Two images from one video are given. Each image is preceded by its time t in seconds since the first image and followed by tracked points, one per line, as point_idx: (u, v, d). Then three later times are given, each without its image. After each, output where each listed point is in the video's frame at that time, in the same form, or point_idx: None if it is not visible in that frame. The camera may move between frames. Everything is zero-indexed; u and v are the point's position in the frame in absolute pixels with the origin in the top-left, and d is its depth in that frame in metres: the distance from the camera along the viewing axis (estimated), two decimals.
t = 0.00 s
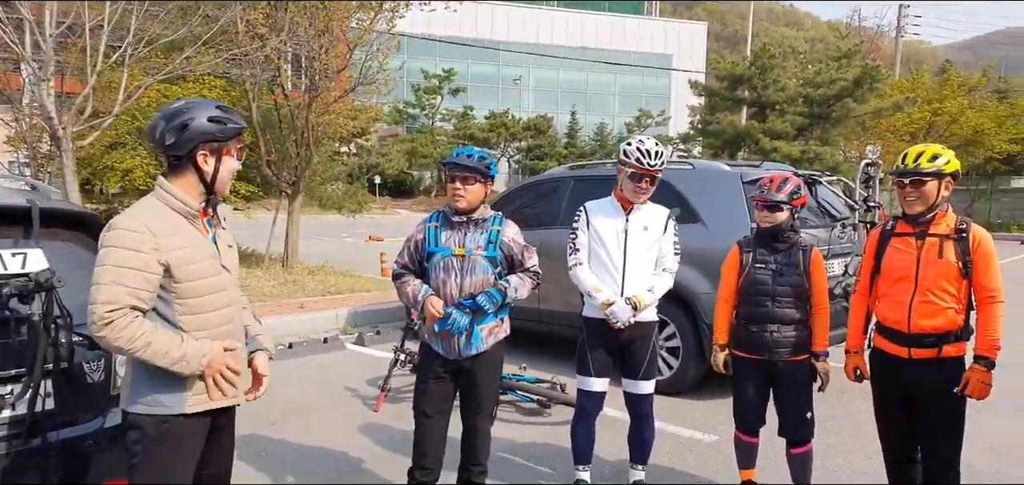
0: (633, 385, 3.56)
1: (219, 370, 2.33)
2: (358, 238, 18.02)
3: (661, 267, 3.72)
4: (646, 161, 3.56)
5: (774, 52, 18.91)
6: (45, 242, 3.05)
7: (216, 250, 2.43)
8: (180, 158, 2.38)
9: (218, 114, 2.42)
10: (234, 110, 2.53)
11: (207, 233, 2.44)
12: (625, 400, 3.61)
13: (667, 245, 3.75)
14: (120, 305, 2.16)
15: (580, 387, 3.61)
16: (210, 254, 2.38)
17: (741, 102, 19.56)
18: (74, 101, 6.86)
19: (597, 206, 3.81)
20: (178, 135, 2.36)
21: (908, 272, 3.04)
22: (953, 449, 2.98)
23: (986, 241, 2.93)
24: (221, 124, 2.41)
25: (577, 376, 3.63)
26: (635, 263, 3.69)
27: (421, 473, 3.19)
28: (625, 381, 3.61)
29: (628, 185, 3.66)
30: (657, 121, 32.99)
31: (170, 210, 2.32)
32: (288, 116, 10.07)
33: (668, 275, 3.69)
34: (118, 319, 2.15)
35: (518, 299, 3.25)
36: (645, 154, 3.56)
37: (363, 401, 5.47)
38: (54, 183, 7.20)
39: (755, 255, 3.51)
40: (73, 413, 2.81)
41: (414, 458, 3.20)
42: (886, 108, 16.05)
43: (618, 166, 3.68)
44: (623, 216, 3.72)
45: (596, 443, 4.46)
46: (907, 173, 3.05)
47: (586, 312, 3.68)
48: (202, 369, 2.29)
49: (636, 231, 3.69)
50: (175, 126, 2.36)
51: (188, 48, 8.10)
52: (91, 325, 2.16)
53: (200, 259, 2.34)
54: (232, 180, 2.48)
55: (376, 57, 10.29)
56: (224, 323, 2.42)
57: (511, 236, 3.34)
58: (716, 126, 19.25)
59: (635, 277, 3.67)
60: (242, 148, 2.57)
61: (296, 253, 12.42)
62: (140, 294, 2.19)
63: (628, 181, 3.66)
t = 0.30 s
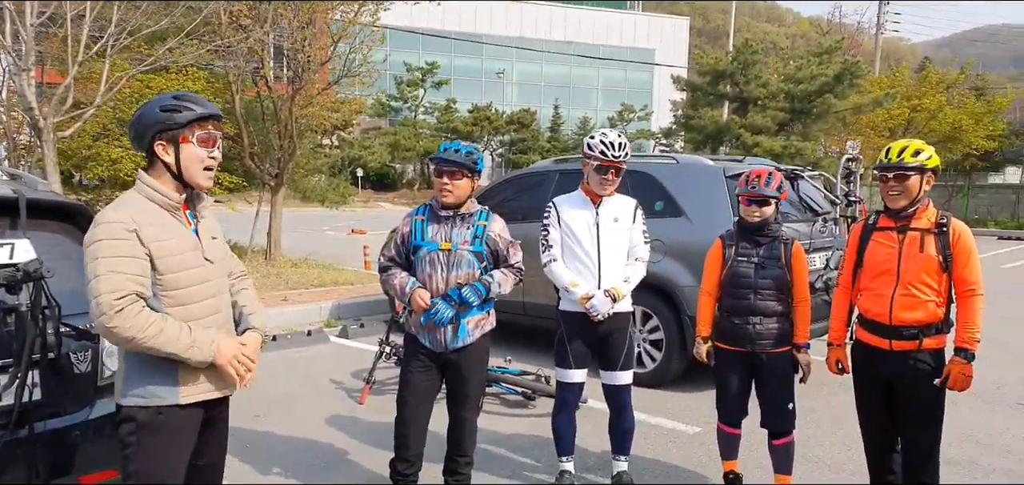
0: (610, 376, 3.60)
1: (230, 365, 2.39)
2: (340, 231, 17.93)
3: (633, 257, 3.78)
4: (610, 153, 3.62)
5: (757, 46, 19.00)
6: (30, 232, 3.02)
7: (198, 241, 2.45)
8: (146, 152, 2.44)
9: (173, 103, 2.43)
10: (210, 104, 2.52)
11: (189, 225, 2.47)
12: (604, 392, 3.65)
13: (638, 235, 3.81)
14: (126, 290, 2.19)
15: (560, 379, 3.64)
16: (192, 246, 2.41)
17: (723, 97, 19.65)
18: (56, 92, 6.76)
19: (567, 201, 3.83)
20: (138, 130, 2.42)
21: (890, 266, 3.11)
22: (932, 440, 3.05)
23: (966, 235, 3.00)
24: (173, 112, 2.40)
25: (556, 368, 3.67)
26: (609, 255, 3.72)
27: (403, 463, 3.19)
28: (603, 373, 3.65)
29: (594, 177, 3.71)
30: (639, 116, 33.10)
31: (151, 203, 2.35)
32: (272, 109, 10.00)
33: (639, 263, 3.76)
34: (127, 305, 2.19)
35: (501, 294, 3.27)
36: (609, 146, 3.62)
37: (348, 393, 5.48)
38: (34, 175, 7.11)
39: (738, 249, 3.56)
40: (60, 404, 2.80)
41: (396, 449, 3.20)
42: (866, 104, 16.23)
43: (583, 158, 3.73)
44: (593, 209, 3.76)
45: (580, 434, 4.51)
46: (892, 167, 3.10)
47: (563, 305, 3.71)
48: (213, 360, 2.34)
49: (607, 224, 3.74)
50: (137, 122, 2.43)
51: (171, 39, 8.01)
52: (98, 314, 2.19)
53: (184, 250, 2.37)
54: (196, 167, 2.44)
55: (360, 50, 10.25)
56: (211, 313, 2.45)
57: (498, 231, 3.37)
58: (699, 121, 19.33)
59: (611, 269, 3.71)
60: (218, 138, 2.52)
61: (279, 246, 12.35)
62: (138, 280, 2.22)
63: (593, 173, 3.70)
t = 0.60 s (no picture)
0: (600, 373, 3.61)
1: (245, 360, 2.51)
2: (334, 229, 17.90)
3: (617, 253, 3.82)
4: (584, 153, 3.63)
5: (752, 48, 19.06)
6: (25, 225, 3.02)
7: (186, 240, 2.47)
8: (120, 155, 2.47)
9: (138, 105, 2.44)
10: (183, 106, 2.53)
11: (176, 223, 2.49)
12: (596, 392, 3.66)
13: (620, 231, 3.86)
14: (135, 288, 2.26)
15: (550, 378, 3.65)
16: (181, 245, 2.44)
17: (719, 98, 19.70)
18: (52, 85, 6.74)
19: (547, 203, 3.81)
20: (111, 134, 2.45)
21: (884, 268, 3.12)
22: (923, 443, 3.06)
23: (960, 239, 3.02)
24: (139, 114, 2.42)
25: (546, 367, 3.67)
26: (595, 254, 3.74)
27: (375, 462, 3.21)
28: (593, 371, 3.66)
29: (569, 178, 3.72)
30: (634, 117, 33.14)
31: (133, 205, 2.36)
32: (266, 104, 9.99)
33: (624, 259, 3.82)
34: (140, 302, 2.26)
35: (489, 291, 3.28)
36: (583, 146, 3.64)
37: (342, 390, 5.48)
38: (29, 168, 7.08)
39: (731, 250, 3.57)
40: (54, 398, 2.80)
41: (371, 445, 3.23)
42: (860, 107, 16.30)
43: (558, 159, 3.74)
44: (575, 210, 3.76)
45: (574, 434, 4.52)
46: (893, 170, 3.11)
47: (554, 306, 3.72)
48: (233, 354, 2.47)
49: (591, 223, 3.74)
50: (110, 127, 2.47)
51: (168, 34, 7.99)
52: (111, 313, 2.25)
53: (172, 250, 2.39)
54: (166, 167, 2.43)
55: (357, 47, 10.35)
56: (206, 309, 2.48)
57: (481, 228, 3.37)
58: (695, 122, 19.38)
59: (598, 269, 3.73)
60: (190, 137, 2.51)
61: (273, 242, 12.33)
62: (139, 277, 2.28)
63: (567, 175, 3.72)
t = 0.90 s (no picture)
0: (600, 374, 3.60)
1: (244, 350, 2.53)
2: (331, 226, 17.85)
3: (616, 250, 3.81)
4: (576, 152, 3.62)
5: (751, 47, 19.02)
6: (23, 220, 3.01)
7: (179, 236, 2.46)
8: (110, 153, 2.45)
9: (129, 103, 2.43)
10: (173, 104, 2.51)
11: (168, 220, 2.48)
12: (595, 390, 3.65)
13: (618, 228, 3.85)
14: (127, 284, 2.26)
15: (548, 377, 3.65)
16: (173, 240, 2.43)
17: (717, 97, 19.65)
18: (48, 80, 6.69)
19: (544, 202, 3.80)
20: (101, 132, 2.44)
21: (883, 269, 3.13)
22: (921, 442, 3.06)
23: (959, 239, 3.02)
24: (129, 112, 2.40)
25: (545, 366, 3.68)
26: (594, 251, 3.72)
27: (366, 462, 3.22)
28: (592, 371, 3.65)
29: (563, 176, 3.71)
30: (632, 116, 33.11)
31: (123, 202, 2.35)
32: (265, 101, 9.92)
33: (622, 256, 3.80)
34: (133, 299, 2.26)
35: (457, 285, 3.26)
36: (575, 145, 3.63)
37: (340, 387, 5.47)
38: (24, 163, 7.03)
39: (730, 249, 3.57)
40: (52, 393, 2.80)
41: (360, 448, 3.22)
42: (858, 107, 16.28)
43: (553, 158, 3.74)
44: (573, 208, 3.75)
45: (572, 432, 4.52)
46: (894, 170, 3.11)
47: (553, 305, 3.71)
48: (231, 345, 2.48)
49: (588, 220, 3.74)
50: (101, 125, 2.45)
51: (165, 29, 7.92)
52: (105, 312, 2.25)
53: (164, 245, 2.39)
54: (156, 165, 2.41)
55: (355, 43, 10.16)
56: (203, 303, 2.47)
57: (453, 222, 3.36)
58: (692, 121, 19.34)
59: (596, 266, 3.72)
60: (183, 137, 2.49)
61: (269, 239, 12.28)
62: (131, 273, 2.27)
63: (561, 175, 3.72)
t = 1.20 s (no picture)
0: (608, 373, 3.61)
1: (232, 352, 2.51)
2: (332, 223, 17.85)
3: (630, 251, 3.80)
4: (595, 146, 3.66)
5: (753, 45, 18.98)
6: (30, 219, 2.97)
7: (186, 230, 2.49)
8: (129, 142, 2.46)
9: (147, 94, 2.43)
10: (189, 95, 2.52)
11: (179, 213, 2.51)
12: (603, 389, 3.66)
13: (633, 229, 3.85)
14: (125, 276, 2.25)
15: (556, 376, 3.65)
16: (180, 235, 2.45)
17: (718, 94, 19.62)
18: (52, 80, 6.67)
19: (561, 198, 3.83)
20: (121, 121, 2.45)
21: (887, 267, 3.13)
22: (925, 442, 3.06)
23: (964, 236, 3.02)
24: (149, 102, 2.40)
25: (552, 365, 3.67)
26: (607, 250, 3.73)
27: (366, 462, 3.20)
28: (600, 371, 3.65)
29: (581, 171, 3.74)
30: (633, 113, 33.08)
31: (135, 191, 2.37)
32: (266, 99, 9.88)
33: (636, 257, 3.79)
34: (126, 292, 2.25)
35: (442, 279, 3.27)
36: (595, 139, 3.66)
37: (342, 385, 5.47)
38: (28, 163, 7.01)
39: (733, 247, 3.56)
40: (59, 391, 2.79)
41: (358, 447, 3.21)
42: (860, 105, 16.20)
43: (571, 153, 3.78)
44: (588, 205, 3.76)
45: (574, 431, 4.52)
46: (897, 168, 3.10)
47: (562, 302, 3.71)
48: (219, 347, 2.46)
49: (603, 219, 3.75)
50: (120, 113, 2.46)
51: (168, 30, 7.88)
52: (100, 303, 2.24)
53: (170, 239, 2.41)
54: (174, 156, 2.42)
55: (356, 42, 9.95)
56: (198, 301, 2.48)
57: (434, 216, 3.40)
58: (694, 119, 19.31)
59: (607, 263, 3.72)
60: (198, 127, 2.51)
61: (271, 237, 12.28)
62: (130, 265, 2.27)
63: (579, 168, 3.75)
